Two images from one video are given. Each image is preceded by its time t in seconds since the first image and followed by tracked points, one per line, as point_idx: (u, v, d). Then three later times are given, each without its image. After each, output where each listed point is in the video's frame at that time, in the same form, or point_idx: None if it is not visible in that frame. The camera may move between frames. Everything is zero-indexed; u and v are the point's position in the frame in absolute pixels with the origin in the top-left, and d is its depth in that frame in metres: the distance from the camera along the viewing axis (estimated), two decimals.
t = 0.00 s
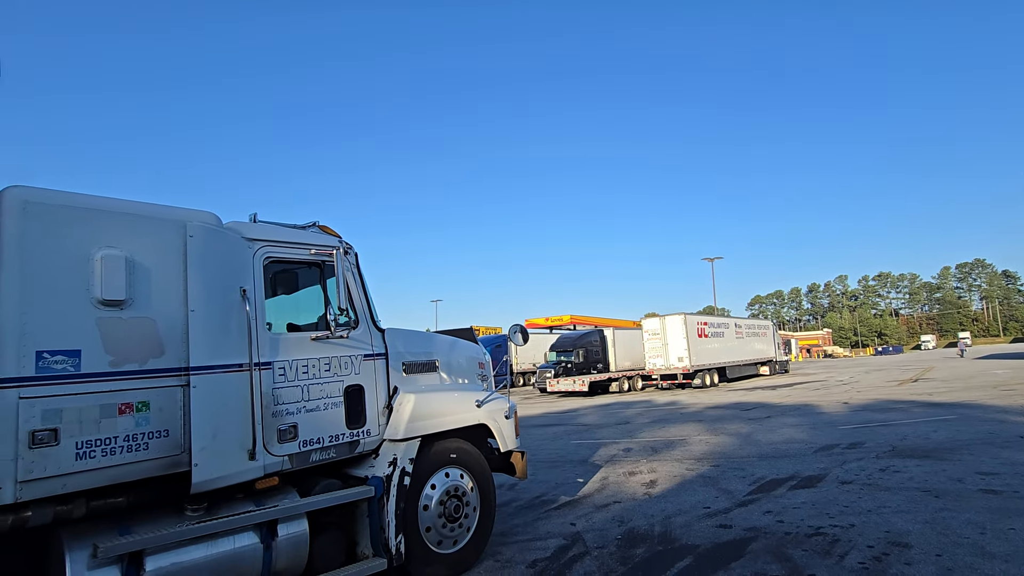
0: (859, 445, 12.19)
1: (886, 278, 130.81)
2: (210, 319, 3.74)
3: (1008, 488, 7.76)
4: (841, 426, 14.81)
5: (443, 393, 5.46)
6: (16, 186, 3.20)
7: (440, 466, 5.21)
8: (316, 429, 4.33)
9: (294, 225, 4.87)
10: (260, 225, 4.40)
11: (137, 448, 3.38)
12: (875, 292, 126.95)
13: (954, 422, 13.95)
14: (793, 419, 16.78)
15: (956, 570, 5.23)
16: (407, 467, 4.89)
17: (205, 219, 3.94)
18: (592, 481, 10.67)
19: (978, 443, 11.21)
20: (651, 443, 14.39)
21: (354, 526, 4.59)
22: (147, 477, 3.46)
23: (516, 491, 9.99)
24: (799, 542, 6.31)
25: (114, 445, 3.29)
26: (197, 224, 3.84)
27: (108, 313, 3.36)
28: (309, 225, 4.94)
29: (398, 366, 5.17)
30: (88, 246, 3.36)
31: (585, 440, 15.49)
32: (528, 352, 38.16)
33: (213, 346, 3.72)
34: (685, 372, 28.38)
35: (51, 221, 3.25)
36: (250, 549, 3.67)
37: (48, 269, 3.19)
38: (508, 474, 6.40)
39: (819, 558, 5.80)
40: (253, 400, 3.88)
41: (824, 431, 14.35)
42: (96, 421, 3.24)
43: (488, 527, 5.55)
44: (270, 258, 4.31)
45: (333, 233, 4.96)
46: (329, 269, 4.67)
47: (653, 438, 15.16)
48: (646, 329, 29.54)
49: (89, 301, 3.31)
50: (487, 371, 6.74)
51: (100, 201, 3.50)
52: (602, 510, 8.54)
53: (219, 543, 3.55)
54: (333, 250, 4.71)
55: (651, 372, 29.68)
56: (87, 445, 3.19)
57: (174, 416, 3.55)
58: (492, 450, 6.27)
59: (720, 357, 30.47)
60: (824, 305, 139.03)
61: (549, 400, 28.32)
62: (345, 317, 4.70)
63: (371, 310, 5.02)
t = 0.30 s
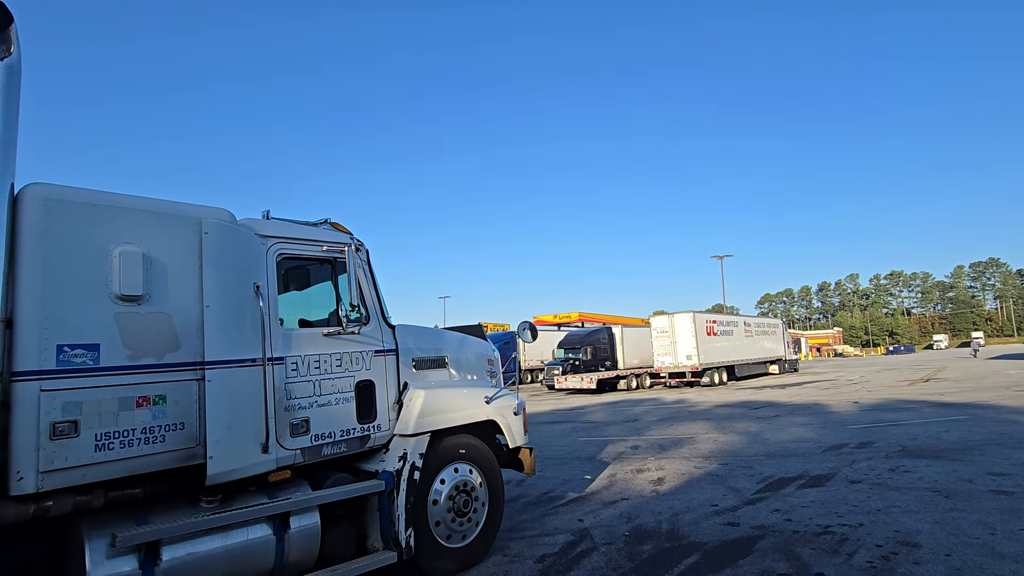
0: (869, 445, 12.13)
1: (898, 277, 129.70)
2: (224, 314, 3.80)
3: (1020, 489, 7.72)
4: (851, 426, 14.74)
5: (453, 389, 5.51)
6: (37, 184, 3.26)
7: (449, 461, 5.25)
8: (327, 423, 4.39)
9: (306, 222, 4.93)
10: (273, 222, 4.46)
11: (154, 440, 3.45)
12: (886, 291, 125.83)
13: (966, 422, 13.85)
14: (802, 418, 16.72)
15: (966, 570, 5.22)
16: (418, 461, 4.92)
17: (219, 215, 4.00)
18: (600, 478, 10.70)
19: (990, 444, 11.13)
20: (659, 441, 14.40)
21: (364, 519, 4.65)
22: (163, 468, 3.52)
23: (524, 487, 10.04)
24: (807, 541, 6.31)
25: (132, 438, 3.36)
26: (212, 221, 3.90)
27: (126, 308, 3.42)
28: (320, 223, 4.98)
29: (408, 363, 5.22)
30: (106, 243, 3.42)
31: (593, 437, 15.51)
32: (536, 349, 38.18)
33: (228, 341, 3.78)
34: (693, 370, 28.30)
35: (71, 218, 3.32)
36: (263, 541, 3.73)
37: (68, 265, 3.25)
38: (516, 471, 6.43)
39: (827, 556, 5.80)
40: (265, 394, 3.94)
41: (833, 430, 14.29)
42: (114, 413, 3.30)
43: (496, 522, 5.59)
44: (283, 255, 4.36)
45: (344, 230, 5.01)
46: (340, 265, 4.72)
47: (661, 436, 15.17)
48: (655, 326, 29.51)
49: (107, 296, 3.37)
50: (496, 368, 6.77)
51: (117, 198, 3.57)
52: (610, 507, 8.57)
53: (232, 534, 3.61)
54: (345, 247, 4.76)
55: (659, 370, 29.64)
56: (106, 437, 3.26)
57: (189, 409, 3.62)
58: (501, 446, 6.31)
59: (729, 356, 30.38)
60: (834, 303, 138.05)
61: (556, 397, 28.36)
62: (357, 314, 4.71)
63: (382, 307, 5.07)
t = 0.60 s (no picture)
0: (892, 449, 11.95)
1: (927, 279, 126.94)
2: (248, 311, 3.92)
3: None
4: (874, 430, 14.52)
5: (469, 386, 5.57)
6: (73, 184, 3.40)
7: (465, 457, 5.32)
8: (346, 418, 4.49)
9: (328, 220, 5.03)
10: (296, 221, 4.56)
11: (181, 431, 3.57)
12: (914, 293, 123.20)
13: (995, 429, 13.55)
14: (825, 421, 16.51)
15: None
16: (434, 457, 4.99)
17: (244, 214, 4.11)
18: (616, 477, 10.72)
19: (1019, 451, 10.89)
20: (677, 442, 14.35)
21: (381, 512, 4.75)
22: (189, 458, 3.65)
23: (540, 485, 10.10)
24: (825, 545, 6.28)
25: (160, 428, 3.48)
26: (238, 219, 4.02)
27: (155, 304, 3.55)
28: (342, 221, 5.08)
29: (425, 359, 5.30)
30: (137, 240, 3.55)
31: (610, 437, 15.51)
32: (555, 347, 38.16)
33: (252, 336, 3.90)
34: (714, 371, 28.06)
35: (105, 217, 3.45)
36: (283, 531, 3.84)
37: (101, 262, 3.39)
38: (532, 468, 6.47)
39: (844, 561, 5.77)
40: (287, 388, 4.05)
41: (856, 434, 14.09)
42: (144, 404, 3.44)
43: (511, 518, 5.65)
44: (305, 253, 4.47)
45: (365, 229, 5.10)
46: (360, 263, 4.81)
47: (679, 437, 15.11)
48: (675, 326, 29.34)
49: (138, 291, 3.50)
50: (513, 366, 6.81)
51: (148, 197, 3.69)
52: (625, 506, 8.60)
53: (254, 523, 3.73)
54: (365, 245, 4.85)
55: (679, 371, 29.43)
56: (135, 427, 3.39)
57: (214, 401, 3.74)
58: (517, 444, 6.36)
59: (751, 357, 30.07)
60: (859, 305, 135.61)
61: (574, 396, 28.37)
62: (376, 311, 4.79)
63: (401, 304, 5.16)
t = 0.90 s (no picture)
0: (923, 459, 11.68)
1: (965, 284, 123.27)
2: (271, 312, 4.04)
3: None
4: (905, 438, 14.20)
5: (486, 387, 5.63)
6: (107, 190, 3.58)
7: (481, 458, 5.39)
8: (365, 417, 4.60)
9: (349, 223, 5.15)
10: (318, 224, 4.69)
11: (206, 427, 3.71)
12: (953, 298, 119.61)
13: None
14: (854, 428, 16.20)
15: None
16: (450, 457, 5.08)
17: (268, 218, 4.25)
18: (635, 481, 10.70)
19: None
20: (699, 446, 14.25)
21: (398, 510, 4.86)
22: (213, 453, 3.78)
23: (559, 487, 10.15)
24: (847, 554, 6.21)
25: (186, 424, 3.63)
26: (262, 223, 4.15)
27: (182, 304, 3.70)
28: (362, 224, 5.20)
29: (443, 360, 5.38)
30: (165, 244, 3.71)
31: (631, 440, 15.46)
32: (579, 349, 38.07)
33: (274, 336, 4.02)
34: (740, 375, 27.73)
35: (136, 221, 3.61)
36: (302, 526, 3.96)
37: (133, 265, 3.55)
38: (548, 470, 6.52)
39: (866, 571, 5.70)
40: (307, 387, 4.17)
41: (886, 442, 13.81)
42: (171, 400, 3.58)
43: (526, 519, 5.71)
44: (327, 255, 4.59)
45: (385, 232, 5.21)
46: (380, 265, 4.92)
47: (702, 441, 15.00)
48: (702, 330, 29.08)
49: (166, 292, 3.65)
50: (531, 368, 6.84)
51: (177, 202, 3.85)
52: (643, 510, 8.60)
53: (274, 517, 3.85)
54: (384, 248, 4.95)
55: (705, 374, 29.12)
56: (163, 422, 3.53)
57: (237, 399, 3.87)
58: (533, 445, 6.40)
59: (779, 361, 29.62)
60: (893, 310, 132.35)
61: (598, 398, 28.31)
62: (394, 312, 4.89)
63: (419, 306, 5.25)
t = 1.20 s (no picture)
0: (961, 469, 11.36)
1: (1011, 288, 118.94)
2: (298, 313, 4.19)
3: None
4: (943, 448, 13.82)
5: (507, 389, 5.68)
6: (145, 197, 3.76)
7: (501, 458, 5.45)
8: (388, 416, 4.71)
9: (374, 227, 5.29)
10: (343, 228, 4.83)
11: (236, 423, 3.87)
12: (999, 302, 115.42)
13: None
14: (889, 436, 15.81)
15: None
16: (471, 457, 5.15)
17: (295, 222, 4.40)
18: (659, 485, 10.66)
19: None
20: (727, 452, 14.10)
21: (420, 507, 4.96)
22: (242, 449, 3.93)
23: (582, 489, 10.17)
24: (874, 564, 6.12)
25: (217, 420, 3.78)
26: (290, 228, 4.30)
27: (214, 305, 3.86)
28: (386, 228, 5.34)
29: (464, 362, 5.47)
30: (199, 247, 3.88)
31: (657, 445, 15.37)
32: (606, 353, 37.85)
33: (300, 336, 4.16)
34: (771, 381, 27.27)
35: (172, 227, 3.79)
36: (327, 521, 4.09)
37: (168, 267, 3.72)
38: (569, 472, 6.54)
39: None
40: (332, 386, 4.30)
41: (922, 451, 13.46)
42: (203, 397, 3.74)
43: (547, 520, 5.75)
44: (352, 258, 4.72)
45: (408, 236, 5.33)
46: (403, 268, 5.04)
47: (729, 447, 14.83)
48: (731, 334, 28.69)
49: (199, 294, 3.82)
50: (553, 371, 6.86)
51: (210, 208, 4.02)
52: (666, 514, 8.57)
53: (301, 512, 3.98)
54: (407, 251, 5.08)
55: (734, 379, 28.70)
56: (196, 418, 3.70)
57: (266, 397, 4.02)
58: (554, 447, 6.42)
59: (812, 367, 29.03)
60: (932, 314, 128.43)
61: (624, 402, 28.16)
62: (416, 314, 5.01)
63: (441, 307, 5.35)
